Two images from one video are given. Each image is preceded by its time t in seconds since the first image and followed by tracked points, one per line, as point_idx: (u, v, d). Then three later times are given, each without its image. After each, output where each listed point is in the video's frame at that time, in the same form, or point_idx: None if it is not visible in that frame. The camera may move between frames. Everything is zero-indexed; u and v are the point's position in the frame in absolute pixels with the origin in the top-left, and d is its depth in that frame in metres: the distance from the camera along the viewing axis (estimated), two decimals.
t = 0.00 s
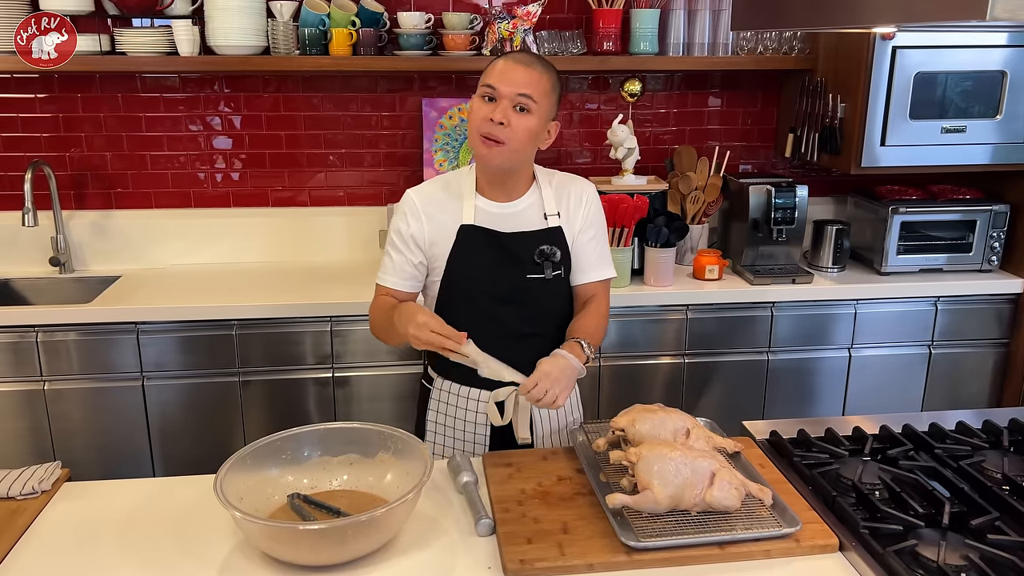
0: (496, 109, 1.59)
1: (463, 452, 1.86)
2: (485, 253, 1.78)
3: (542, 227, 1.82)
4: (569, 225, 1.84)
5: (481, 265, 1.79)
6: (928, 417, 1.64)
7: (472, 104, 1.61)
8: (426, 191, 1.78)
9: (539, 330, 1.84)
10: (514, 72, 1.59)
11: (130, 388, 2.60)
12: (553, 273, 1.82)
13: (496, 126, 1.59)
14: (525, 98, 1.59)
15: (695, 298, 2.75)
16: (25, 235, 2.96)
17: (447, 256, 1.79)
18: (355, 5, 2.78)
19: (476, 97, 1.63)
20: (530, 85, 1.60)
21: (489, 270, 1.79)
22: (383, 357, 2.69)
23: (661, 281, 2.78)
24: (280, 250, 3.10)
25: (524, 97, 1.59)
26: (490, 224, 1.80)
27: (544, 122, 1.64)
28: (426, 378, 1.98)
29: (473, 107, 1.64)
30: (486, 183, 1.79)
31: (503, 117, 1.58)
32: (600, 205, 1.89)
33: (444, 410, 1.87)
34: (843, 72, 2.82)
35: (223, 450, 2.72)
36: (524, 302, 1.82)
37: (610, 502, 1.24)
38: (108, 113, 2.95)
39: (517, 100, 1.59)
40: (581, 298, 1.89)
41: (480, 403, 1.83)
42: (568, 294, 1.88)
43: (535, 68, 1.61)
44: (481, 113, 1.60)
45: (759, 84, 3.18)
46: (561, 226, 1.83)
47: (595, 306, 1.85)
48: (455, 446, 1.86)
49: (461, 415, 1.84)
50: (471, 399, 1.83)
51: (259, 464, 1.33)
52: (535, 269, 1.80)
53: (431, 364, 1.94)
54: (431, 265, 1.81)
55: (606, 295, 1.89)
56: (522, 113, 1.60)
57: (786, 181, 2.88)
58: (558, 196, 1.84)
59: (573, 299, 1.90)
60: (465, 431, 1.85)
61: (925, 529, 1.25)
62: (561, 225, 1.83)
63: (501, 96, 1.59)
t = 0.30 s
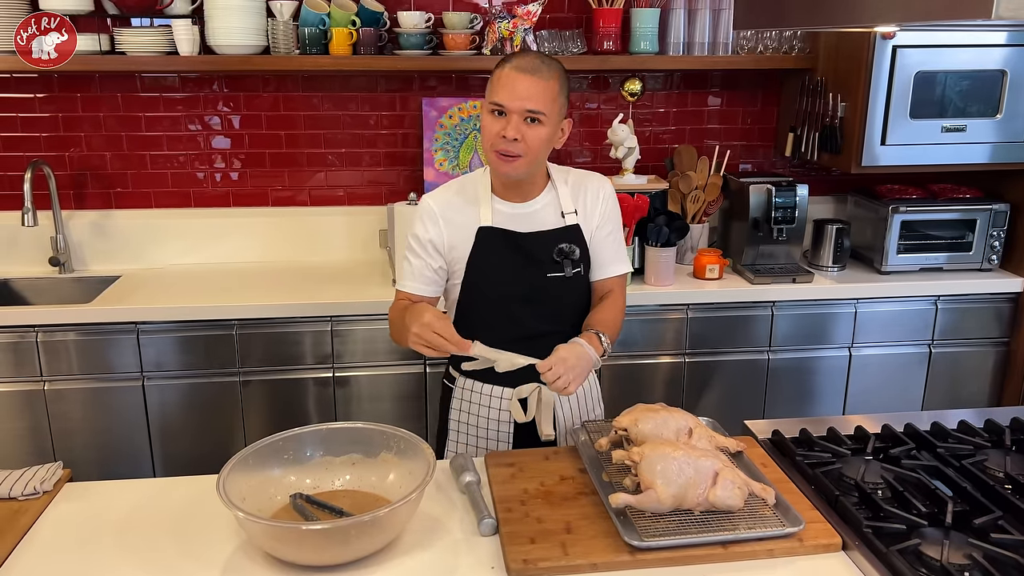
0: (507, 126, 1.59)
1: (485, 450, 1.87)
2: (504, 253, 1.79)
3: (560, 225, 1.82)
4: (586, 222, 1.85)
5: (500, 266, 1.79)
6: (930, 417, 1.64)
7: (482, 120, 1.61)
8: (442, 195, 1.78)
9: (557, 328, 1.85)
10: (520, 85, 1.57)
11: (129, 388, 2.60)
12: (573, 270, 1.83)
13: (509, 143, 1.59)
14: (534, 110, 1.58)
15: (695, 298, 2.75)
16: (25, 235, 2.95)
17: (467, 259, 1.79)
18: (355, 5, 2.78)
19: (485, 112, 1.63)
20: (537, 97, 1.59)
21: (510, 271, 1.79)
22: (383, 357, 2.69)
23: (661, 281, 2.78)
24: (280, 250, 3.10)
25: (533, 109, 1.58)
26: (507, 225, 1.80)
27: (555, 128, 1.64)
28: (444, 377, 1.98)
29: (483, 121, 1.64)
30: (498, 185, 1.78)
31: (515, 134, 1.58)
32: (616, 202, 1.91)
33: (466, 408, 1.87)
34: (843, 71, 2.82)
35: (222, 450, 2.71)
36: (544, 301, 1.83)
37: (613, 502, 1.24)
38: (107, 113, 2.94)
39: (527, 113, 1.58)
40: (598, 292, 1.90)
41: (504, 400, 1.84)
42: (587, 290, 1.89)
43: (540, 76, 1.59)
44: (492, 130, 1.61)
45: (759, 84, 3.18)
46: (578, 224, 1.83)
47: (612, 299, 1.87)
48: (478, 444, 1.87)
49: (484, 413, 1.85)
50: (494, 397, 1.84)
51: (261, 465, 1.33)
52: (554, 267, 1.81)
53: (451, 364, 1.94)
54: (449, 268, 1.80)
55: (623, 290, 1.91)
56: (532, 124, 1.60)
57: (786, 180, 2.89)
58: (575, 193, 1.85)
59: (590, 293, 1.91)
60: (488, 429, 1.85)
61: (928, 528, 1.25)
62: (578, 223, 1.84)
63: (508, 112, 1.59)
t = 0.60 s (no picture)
0: (527, 149, 1.58)
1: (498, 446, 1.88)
2: (517, 252, 1.79)
3: (574, 223, 1.82)
4: (599, 221, 1.85)
5: (513, 265, 1.79)
6: (932, 415, 1.64)
7: (501, 141, 1.58)
8: (455, 194, 1.79)
9: (571, 327, 1.85)
10: (541, 110, 1.54)
11: (129, 387, 2.60)
12: (586, 269, 1.83)
13: (528, 165, 1.60)
14: (554, 134, 1.57)
15: (695, 297, 2.75)
16: (23, 235, 2.95)
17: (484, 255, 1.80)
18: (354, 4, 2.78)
19: (502, 129, 1.60)
20: (556, 119, 1.56)
21: (524, 270, 1.80)
22: (383, 357, 2.68)
23: (661, 280, 2.78)
24: (280, 249, 3.09)
25: (553, 133, 1.56)
26: (521, 224, 1.80)
27: (571, 141, 1.63)
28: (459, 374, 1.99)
29: (500, 137, 1.61)
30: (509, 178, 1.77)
31: (535, 157, 1.58)
32: (629, 200, 1.90)
33: (480, 405, 1.88)
34: (843, 70, 2.82)
35: (221, 450, 2.71)
36: (558, 299, 1.83)
37: (615, 501, 1.24)
38: (106, 112, 2.94)
39: (547, 137, 1.57)
40: (613, 290, 1.87)
41: (518, 397, 1.84)
42: (601, 289, 1.88)
43: (558, 96, 1.56)
44: (511, 150, 1.60)
45: (758, 83, 3.18)
46: (591, 222, 1.83)
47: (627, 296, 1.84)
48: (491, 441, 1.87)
49: (499, 410, 1.85)
50: (509, 394, 1.85)
51: (262, 464, 1.32)
52: (566, 266, 1.81)
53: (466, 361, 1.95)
54: (466, 265, 1.81)
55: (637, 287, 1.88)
56: (552, 145, 1.59)
57: (784, 179, 2.89)
58: (587, 192, 1.85)
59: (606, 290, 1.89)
60: (502, 426, 1.86)
61: (930, 526, 1.25)
62: (591, 221, 1.83)
63: (528, 135, 1.57)
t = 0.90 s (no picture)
0: (548, 153, 1.58)
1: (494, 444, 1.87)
2: (516, 250, 1.79)
3: (573, 224, 1.83)
4: (598, 221, 1.85)
5: (512, 263, 1.79)
6: (930, 413, 1.65)
7: (521, 145, 1.58)
8: (457, 186, 1.80)
9: (568, 326, 1.86)
10: (563, 116, 1.54)
11: (129, 387, 2.60)
12: (581, 270, 1.83)
13: (547, 168, 1.60)
14: (574, 139, 1.57)
15: (694, 296, 2.75)
16: (23, 235, 2.95)
17: (486, 245, 1.79)
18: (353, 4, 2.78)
19: (520, 133, 1.60)
20: (576, 124, 1.57)
21: (522, 268, 1.80)
22: (382, 357, 2.69)
23: (660, 279, 2.79)
24: (279, 249, 3.09)
25: (573, 138, 1.57)
26: (522, 222, 1.80)
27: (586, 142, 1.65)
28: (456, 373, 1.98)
29: (518, 139, 1.61)
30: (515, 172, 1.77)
31: (555, 162, 1.58)
32: (630, 202, 1.90)
33: (475, 403, 1.87)
34: (841, 70, 2.83)
35: (221, 450, 2.72)
36: (556, 299, 1.83)
37: (616, 499, 1.25)
38: (104, 112, 2.94)
39: (567, 142, 1.57)
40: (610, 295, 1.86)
41: (513, 395, 1.84)
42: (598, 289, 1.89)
43: (578, 101, 1.56)
44: (531, 154, 1.60)
45: (756, 82, 3.19)
46: (590, 223, 1.84)
47: (623, 304, 1.83)
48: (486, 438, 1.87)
49: (494, 408, 1.85)
50: (503, 391, 1.84)
51: (264, 463, 1.33)
52: (564, 265, 1.82)
53: (462, 358, 1.95)
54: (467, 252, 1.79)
55: (633, 293, 1.87)
56: (570, 148, 1.60)
57: (783, 179, 2.90)
58: (588, 193, 1.85)
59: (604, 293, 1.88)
60: (496, 423, 1.85)
61: (929, 524, 1.26)
62: (590, 222, 1.84)
63: (549, 140, 1.57)
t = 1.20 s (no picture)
0: (555, 140, 1.59)
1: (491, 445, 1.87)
2: (510, 248, 1.79)
3: (562, 221, 1.84)
4: (586, 218, 1.88)
5: (506, 261, 1.79)
6: (928, 411, 1.66)
7: (530, 130, 1.58)
8: (446, 182, 1.79)
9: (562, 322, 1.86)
10: (574, 103, 1.57)
11: (129, 386, 2.60)
12: (575, 266, 1.85)
13: (552, 156, 1.61)
14: (581, 128, 1.60)
15: (693, 294, 2.76)
16: (22, 235, 2.95)
17: (477, 240, 1.78)
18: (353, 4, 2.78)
19: (528, 119, 1.60)
20: (585, 115, 1.60)
21: (516, 266, 1.80)
22: (381, 355, 2.69)
23: (658, 278, 2.79)
24: (278, 249, 3.10)
25: (580, 127, 1.60)
26: (511, 219, 1.80)
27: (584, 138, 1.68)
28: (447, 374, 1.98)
29: (523, 125, 1.61)
30: (507, 171, 1.77)
31: (562, 149, 1.60)
32: (614, 200, 1.93)
33: (470, 404, 1.87)
34: (839, 70, 2.83)
35: (220, 449, 2.72)
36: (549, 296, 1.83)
37: (615, 496, 1.25)
38: (103, 112, 2.94)
39: (575, 130, 1.60)
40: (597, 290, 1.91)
41: (507, 395, 1.85)
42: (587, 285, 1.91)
43: (587, 93, 1.60)
44: (537, 140, 1.60)
45: (755, 82, 3.19)
46: (580, 220, 1.85)
47: (611, 296, 1.87)
48: (484, 439, 1.87)
49: (489, 409, 1.85)
50: (498, 390, 1.85)
51: (265, 461, 1.33)
52: (556, 262, 1.83)
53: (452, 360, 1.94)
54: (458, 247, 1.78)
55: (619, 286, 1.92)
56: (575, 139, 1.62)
57: (782, 178, 2.90)
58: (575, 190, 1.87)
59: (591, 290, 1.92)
60: (492, 424, 1.86)
61: (927, 521, 1.26)
62: (579, 219, 1.86)
63: (558, 127, 1.59)
